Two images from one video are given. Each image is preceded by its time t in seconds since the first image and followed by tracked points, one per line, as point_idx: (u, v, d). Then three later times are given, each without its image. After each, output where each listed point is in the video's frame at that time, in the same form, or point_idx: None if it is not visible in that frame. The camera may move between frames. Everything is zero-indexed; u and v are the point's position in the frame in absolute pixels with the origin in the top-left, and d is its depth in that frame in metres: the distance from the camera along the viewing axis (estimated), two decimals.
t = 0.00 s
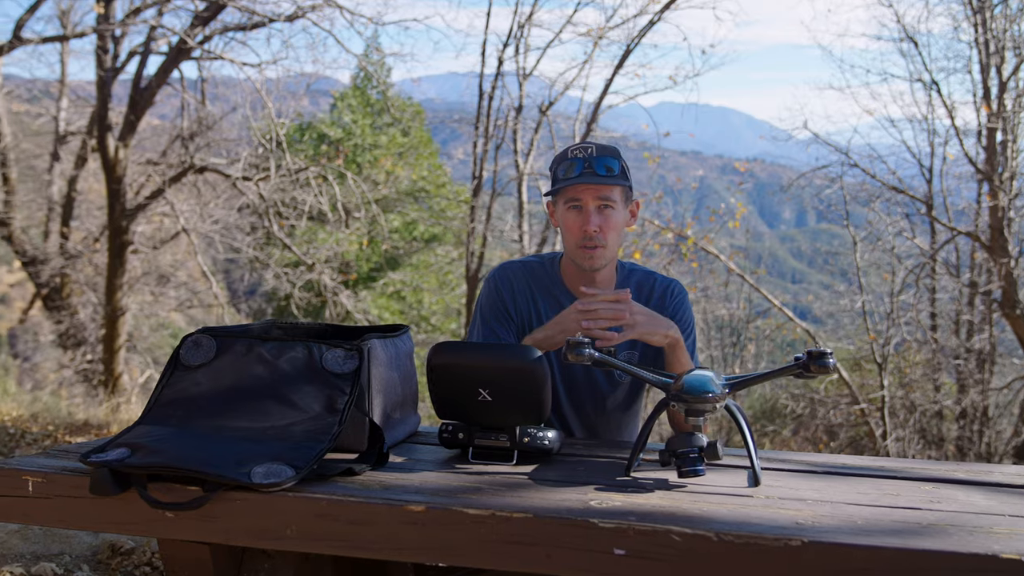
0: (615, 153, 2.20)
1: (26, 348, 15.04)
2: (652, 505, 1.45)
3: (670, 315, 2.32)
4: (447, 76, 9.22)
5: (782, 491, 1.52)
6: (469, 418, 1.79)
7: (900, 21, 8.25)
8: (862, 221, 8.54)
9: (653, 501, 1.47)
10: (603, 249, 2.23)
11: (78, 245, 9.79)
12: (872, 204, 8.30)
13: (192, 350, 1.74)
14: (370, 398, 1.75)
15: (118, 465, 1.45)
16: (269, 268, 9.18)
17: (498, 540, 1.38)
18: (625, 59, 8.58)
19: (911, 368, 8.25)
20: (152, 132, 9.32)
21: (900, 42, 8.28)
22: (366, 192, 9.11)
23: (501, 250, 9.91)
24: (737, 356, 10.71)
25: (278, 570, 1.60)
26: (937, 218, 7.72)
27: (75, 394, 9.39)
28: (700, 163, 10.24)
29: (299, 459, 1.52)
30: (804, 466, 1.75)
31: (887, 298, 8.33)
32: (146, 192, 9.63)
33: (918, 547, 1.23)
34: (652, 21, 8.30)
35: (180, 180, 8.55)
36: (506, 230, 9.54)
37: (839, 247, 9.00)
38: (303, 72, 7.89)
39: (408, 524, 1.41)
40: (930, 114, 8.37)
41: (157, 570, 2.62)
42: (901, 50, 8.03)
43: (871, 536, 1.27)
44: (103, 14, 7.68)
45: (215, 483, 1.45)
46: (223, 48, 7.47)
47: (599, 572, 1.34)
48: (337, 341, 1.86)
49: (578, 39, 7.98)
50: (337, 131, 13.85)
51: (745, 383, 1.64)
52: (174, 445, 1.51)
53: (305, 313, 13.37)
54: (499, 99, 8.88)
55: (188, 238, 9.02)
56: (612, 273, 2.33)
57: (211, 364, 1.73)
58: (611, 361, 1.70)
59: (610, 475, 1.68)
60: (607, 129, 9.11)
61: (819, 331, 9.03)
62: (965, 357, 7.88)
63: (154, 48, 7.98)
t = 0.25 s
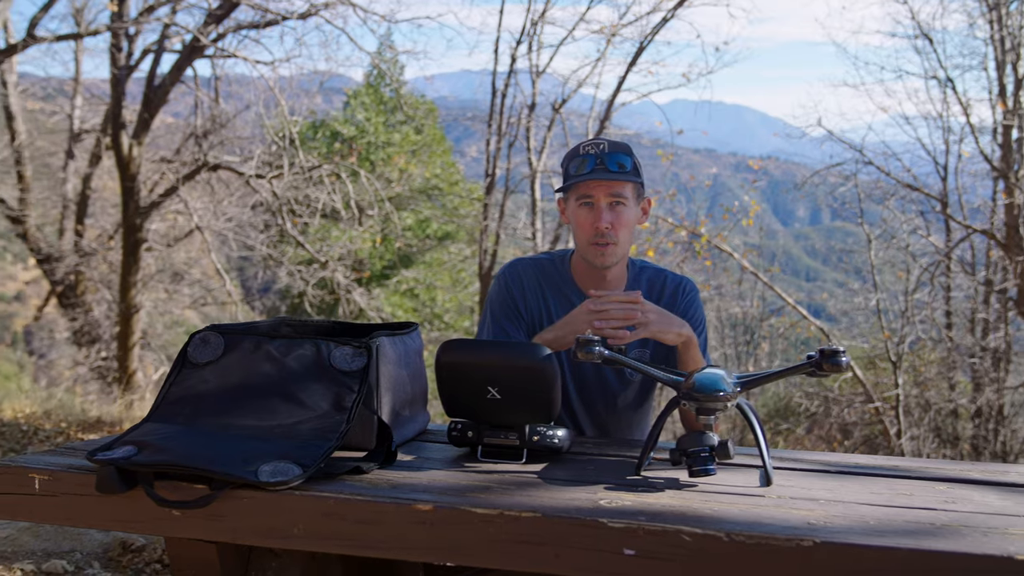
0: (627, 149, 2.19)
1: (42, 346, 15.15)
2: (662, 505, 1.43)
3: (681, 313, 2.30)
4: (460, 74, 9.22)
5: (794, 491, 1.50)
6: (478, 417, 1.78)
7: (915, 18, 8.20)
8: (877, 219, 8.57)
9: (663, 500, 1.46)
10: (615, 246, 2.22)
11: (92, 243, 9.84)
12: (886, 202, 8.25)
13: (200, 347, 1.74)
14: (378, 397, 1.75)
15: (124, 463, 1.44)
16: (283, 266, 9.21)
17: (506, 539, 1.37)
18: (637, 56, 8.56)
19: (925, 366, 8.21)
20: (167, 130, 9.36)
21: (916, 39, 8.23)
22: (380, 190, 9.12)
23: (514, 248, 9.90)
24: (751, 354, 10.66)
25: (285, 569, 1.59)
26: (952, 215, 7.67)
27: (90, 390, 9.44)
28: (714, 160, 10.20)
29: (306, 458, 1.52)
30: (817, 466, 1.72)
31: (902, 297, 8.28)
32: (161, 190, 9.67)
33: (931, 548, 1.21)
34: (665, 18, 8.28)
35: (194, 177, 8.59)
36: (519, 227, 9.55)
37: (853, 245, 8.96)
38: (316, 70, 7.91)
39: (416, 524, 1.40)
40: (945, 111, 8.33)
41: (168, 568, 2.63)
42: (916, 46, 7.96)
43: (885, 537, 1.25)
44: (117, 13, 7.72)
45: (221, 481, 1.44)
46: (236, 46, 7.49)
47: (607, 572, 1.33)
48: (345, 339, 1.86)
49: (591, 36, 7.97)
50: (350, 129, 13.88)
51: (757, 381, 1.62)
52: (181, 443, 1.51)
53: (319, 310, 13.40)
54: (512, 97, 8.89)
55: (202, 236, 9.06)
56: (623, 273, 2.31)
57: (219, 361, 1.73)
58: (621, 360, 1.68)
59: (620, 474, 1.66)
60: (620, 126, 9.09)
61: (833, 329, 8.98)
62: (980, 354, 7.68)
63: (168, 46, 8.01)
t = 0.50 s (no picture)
0: (641, 147, 2.16)
1: (61, 343, 15.28)
2: (672, 506, 1.42)
3: (692, 312, 2.28)
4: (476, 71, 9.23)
5: (806, 492, 1.49)
6: (488, 416, 1.77)
7: (934, 14, 8.14)
8: (894, 217, 8.38)
9: (673, 501, 1.44)
10: (624, 244, 2.20)
11: (110, 241, 9.91)
12: (904, 200, 8.19)
13: (209, 346, 1.74)
14: (387, 395, 1.74)
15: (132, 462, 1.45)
16: (299, 263, 9.24)
17: (513, 540, 1.36)
18: (653, 53, 8.54)
19: (943, 365, 8.14)
20: (184, 128, 9.41)
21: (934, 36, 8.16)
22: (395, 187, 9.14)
23: (530, 246, 9.89)
24: (767, 353, 10.60)
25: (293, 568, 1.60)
26: (971, 213, 7.61)
27: (108, 387, 9.51)
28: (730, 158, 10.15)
29: (314, 457, 1.52)
30: (829, 467, 1.70)
31: (920, 294, 8.23)
32: (178, 188, 9.73)
33: (944, 551, 1.19)
34: (681, 15, 8.25)
35: (211, 175, 8.63)
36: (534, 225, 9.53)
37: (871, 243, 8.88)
38: (332, 68, 7.94)
39: (423, 524, 1.40)
40: (964, 109, 8.27)
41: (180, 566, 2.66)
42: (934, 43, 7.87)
43: (897, 540, 1.23)
44: (135, 11, 7.77)
45: (229, 480, 1.45)
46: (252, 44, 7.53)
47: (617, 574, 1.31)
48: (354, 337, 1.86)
49: (606, 33, 7.96)
50: (366, 127, 13.91)
51: (768, 381, 1.60)
52: (189, 442, 1.51)
53: (335, 308, 13.44)
54: (527, 95, 8.91)
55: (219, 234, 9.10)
56: (633, 269, 2.30)
57: (228, 360, 1.73)
58: (630, 358, 1.67)
59: (630, 475, 1.65)
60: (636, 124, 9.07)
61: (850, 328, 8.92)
62: (998, 354, 7.58)
63: (185, 44, 8.05)
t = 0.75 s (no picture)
0: (655, 144, 2.13)
1: (76, 342, 15.38)
2: (679, 507, 1.40)
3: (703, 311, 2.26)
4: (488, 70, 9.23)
5: (814, 493, 1.47)
6: (494, 416, 1.76)
7: (949, 12, 8.08)
8: (909, 216, 8.33)
9: (679, 502, 1.43)
10: (640, 243, 2.18)
11: (125, 240, 9.95)
12: (918, 199, 8.12)
13: (215, 345, 1.75)
14: (393, 395, 1.74)
15: (136, 461, 1.45)
16: (312, 263, 9.25)
17: (517, 541, 1.35)
18: (666, 52, 8.51)
19: (958, 365, 8.07)
20: (198, 128, 9.43)
21: (950, 33, 8.09)
22: (408, 186, 9.13)
23: (543, 245, 9.87)
24: (781, 352, 10.53)
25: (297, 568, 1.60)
26: (986, 212, 7.54)
27: (122, 386, 9.55)
28: (744, 156, 10.10)
29: (318, 456, 1.52)
30: (838, 468, 1.68)
31: (935, 294, 8.17)
32: (192, 187, 9.76)
33: (953, 554, 1.17)
34: (694, 14, 8.22)
35: (225, 174, 8.65)
36: (547, 224, 9.52)
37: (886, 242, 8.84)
38: (345, 67, 7.94)
39: (427, 523, 1.39)
40: (980, 107, 8.21)
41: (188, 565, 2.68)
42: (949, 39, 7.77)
43: (906, 542, 1.21)
44: (149, 11, 7.80)
45: (232, 480, 1.44)
46: (265, 44, 7.54)
47: None
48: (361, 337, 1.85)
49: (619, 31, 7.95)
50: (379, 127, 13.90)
51: (777, 381, 1.58)
52: (193, 441, 1.52)
53: (348, 307, 13.46)
54: (540, 94, 8.91)
55: (233, 233, 9.12)
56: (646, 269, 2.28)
57: (234, 359, 1.73)
58: (637, 358, 1.66)
59: (637, 475, 1.63)
60: (649, 122, 9.04)
61: (865, 327, 8.85)
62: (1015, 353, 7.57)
63: (198, 44, 8.07)
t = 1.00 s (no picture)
0: (655, 146, 2.12)
1: (87, 341, 15.44)
2: (680, 508, 1.39)
3: (708, 311, 2.25)
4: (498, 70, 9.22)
5: (817, 494, 1.46)
6: (496, 417, 1.75)
7: (960, 11, 8.03)
8: (920, 215, 8.35)
9: (680, 503, 1.42)
10: (639, 245, 2.17)
11: (134, 240, 9.99)
12: (929, 198, 8.07)
13: (216, 345, 1.75)
14: (395, 394, 1.73)
15: (135, 461, 1.45)
16: (322, 262, 9.26)
17: (517, 541, 1.34)
18: (675, 51, 8.48)
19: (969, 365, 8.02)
20: (208, 127, 9.43)
21: (961, 32, 8.05)
22: (418, 186, 9.12)
23: (552, 245, 9.86)
24: (790, 352, 10.49)
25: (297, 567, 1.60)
26: (997, 212, 7.50)
27: (131, 385, 9.58)
28: (755, 156, 10.06)
29: (318, 456, 1.52)
30: (843, 468, 1.67)
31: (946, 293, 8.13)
32: (202, 186, 9.78)
33: (956, 555, 1.16)
34: (704, 13, 8.21)
35: (234, 173, 8.67)
36: (556, 223, 9.50)
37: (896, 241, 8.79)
38: (354, 67, 7.95)
39: (427, 524, 1.39)
40: (991, 106, 8.18)
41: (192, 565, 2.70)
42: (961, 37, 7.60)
43: (909, 544, 1.20)
44: (159, 11, 7.82)
45: (232, 479, 1.45)
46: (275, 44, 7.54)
47: None
48: (363, 336, 1.85)
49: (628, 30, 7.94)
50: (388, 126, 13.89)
51: (780, 380, 1.57)
52: (193, 440, 1.52)
53: (357, 307, 13.47)
54: (549, 93, 8.88)
55: (242, 232, 9.14)
56: (648, 270, 2.26)
57: (235, 358, 1.73)
58: (639, 358, 1.65)
59: (640, 475, 1.62)
60: (659, 122, 9.00)
61: (875, 327, 8.81)
62: None
63: (208, 44, 8.09)
